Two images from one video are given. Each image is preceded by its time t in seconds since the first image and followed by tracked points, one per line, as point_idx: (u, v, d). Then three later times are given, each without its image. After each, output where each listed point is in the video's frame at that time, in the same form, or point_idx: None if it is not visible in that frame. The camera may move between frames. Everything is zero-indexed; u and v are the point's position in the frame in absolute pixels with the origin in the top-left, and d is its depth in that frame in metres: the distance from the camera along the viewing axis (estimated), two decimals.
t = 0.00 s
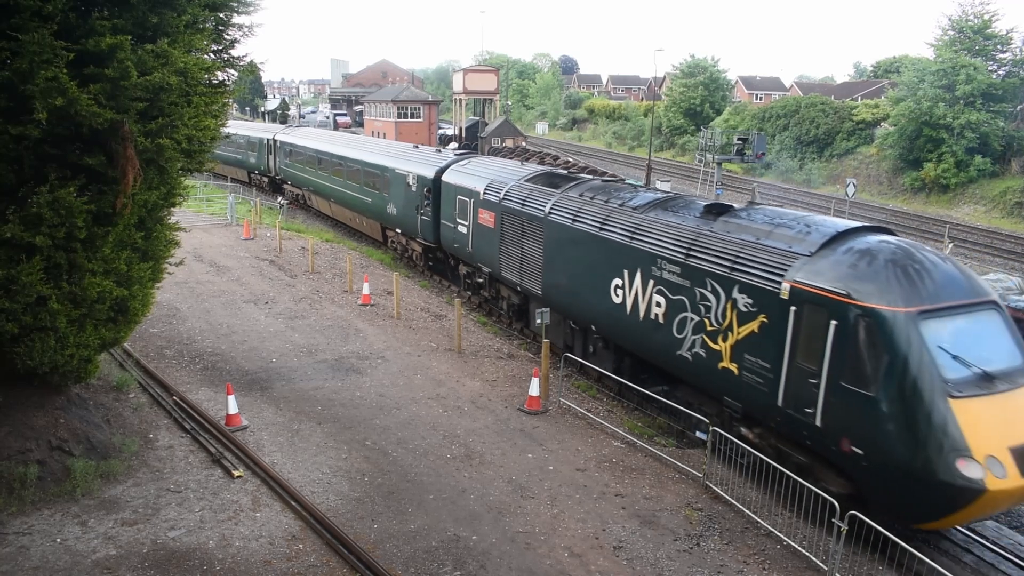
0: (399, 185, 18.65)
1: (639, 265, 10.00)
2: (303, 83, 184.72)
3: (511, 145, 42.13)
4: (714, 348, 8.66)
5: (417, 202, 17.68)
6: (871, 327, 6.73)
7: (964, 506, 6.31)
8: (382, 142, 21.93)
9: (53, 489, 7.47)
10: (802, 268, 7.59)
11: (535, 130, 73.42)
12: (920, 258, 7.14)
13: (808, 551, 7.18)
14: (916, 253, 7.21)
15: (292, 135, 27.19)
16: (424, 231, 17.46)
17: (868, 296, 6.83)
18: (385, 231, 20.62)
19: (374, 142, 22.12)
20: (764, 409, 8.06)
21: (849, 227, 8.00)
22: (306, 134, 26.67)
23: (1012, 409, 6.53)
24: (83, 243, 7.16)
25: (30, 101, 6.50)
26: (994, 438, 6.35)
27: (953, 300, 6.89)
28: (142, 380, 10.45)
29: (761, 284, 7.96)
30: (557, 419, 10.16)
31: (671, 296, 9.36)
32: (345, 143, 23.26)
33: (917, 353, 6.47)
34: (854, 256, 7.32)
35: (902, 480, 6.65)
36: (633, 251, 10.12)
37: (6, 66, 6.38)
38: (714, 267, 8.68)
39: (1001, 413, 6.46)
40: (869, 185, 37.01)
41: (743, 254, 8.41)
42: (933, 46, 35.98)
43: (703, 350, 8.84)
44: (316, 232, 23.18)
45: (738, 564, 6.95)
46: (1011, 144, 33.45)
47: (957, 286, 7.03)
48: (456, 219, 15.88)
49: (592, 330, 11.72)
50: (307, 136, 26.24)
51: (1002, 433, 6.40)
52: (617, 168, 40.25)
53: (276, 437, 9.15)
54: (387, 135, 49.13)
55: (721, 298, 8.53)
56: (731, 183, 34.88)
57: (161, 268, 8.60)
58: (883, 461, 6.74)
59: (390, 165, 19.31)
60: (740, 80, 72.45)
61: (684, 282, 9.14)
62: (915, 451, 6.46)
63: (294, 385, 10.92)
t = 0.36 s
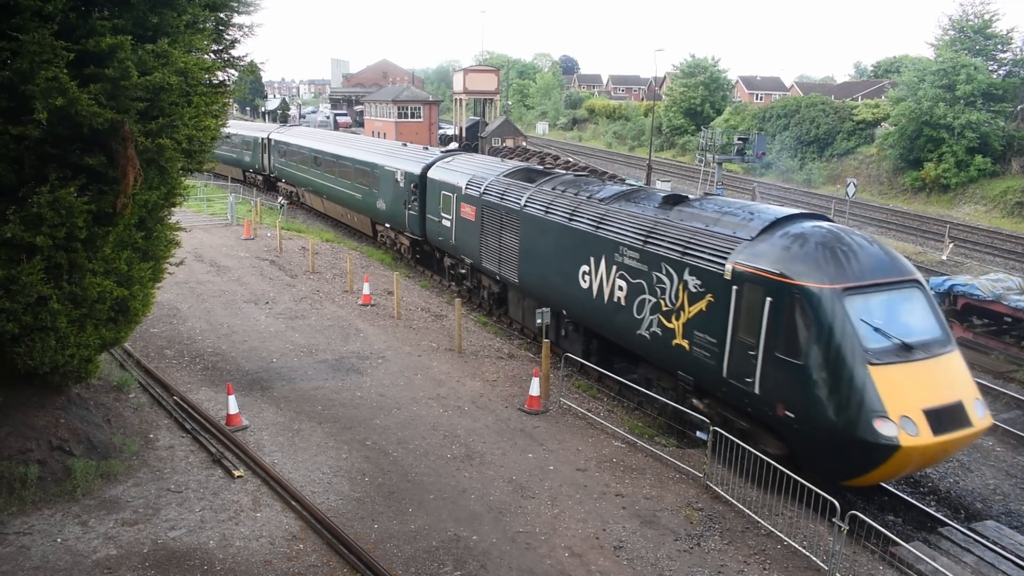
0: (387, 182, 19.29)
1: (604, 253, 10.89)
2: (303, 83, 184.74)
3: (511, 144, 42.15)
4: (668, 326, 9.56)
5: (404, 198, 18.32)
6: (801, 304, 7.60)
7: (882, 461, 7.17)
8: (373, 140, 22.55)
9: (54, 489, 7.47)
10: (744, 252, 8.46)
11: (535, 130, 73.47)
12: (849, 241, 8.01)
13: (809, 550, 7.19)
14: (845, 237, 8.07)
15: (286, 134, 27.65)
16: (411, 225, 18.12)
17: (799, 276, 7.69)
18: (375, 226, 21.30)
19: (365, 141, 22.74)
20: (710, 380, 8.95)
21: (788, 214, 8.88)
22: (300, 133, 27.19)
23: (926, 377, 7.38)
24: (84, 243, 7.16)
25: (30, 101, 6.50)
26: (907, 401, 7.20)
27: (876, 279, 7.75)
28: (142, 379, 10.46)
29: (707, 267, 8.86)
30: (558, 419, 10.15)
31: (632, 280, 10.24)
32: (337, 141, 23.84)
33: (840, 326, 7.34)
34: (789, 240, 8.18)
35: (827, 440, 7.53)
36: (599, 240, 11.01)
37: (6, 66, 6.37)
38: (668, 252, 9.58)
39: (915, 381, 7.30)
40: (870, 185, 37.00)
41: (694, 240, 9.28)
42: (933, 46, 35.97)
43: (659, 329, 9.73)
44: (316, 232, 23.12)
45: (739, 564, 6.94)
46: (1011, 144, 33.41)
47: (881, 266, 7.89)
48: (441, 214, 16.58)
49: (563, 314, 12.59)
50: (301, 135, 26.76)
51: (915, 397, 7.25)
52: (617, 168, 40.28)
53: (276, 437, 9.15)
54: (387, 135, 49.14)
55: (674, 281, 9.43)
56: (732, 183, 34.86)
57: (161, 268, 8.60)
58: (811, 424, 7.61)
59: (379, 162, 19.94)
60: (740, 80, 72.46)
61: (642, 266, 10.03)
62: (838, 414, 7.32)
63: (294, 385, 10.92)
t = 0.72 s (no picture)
0: (378, 178, 19.98)
1: (573, 241, 11.62)
2: (304, 83, 184.74)
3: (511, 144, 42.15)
4: (630, 308, 10.29)
5: (393, 193, 19.01)
6: (743, 284, 8.35)
7: (814, 425, 7.93)
8: (364, 138, 23.19)
9: (54, 489, 7.46)
10: (694, 238, 9.20)
11: (535, 129, 73.56)
12: (788, 227, 8.75)
13: (809, 550, 7.20)
14: (785, 223, 8.82)
15: (280, 132, 28.05)
16: (399, 219, 18.84)
17: (742, 258, 8.42)
18: (365, 221, 22.00)
19: (356, 139, 23.37)
20: (666, 355, 9.68)
21: (736, 203, 9.64)
22: (293, 131, 27.67)
23: (856, 348, 8.14)
24: (84, 243, 7.16)
25: (30, 101, 6.51)
26: (837, 369, 7.94)
27: (812, 260, 8.50)
28: (143, 379, 10.46)
29: (663, 252, 9.59)
30: (558, 419, 10.15)
31: (598, 266, 10.99)
32: (329, 139, 24.44)
33: (777, 303, 8.09)
34: (734, 226, 8.92)
35: (768, 407, 8.25)
36: (569, 229, 11.73)
37: (6, 66, 6.38)
38: (629, 239, 10.32)
39: (845, 352, 8.06)
40: (870, 185, 36.99)
41: (652, 228, 10.01)
42: (933, 46, 35.99)
43: (622, 311, 10.46)
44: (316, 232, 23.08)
45: (739, 564, 6.94)
46: (1012, 143, 33.38)
47: (817, 250, 8.64)
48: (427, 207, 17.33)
49: (537, 300, 13.37)
50: (294, 133, 27.25)
51: (845, 366, 7.99)
52: (617, 167, 40.29)
53: (277, 437, 9.15)
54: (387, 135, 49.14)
55: (634, 266, 10.17)
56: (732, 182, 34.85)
57: (161, 268, 8.59)
58: (754, 393, 8.34)
59: (370, 160, 20.59)
60: (740, 80, 72.45)
61: (607, 253, 10.78)
62: (775, 382, 8.08)
63: (295, 385, 10.92)
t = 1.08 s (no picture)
0: (368, 174, 20.30)
1: (545, 232, 12.27)
2: (304, 83, 184.80)
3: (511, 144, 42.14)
4: (597, 293, 10.97)
5: (383, 190, 19.37)
6: (694, 267, 9.08)
7: (757, 395, 8.69)
8: (356, 136, 23.47)
9: (55, 488, 7.47)
10: (652, 226, 9.91)
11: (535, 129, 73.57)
12: (738, 216, 9.49)
13: (809, 550, 7.21)
14: (735, 213, 9.55)
15: (275, 131, 28.22)
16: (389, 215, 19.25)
17: (694, 244, 9.14)
18: (357, 216, 22.37)
19: (348, 136, 23.65)
20: (628, 335, 10.43)
21: (692, 194, 10.36)
22: (287, 129, 27.87)
23: (797, 326, 8.93)
24: (85, 242, 7.16)
25: (31, 101, 6.51)
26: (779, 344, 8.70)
27: (758, 246, 9.24)
28: (143, 378, 10.47)
29: (625, 240, 10.28)
30: (558, 419, 10.15)
31: (568, 255, 11.65)
32: (322, 137, 24.68)
33: (724, 284, 8.83)
34: (688, 215, 9.64)
35: (716, 380, 9.01)
36: (542, 220, 12.36)
37: (7, 65, 6.38)
38: (595, 229, 11.00)
39: (787, 330, 8.86)
40: (871, 185, 36.97)
41: (616, 218, 10.70)
42: (934, 46, 35.98)
43: (590, 296, 11.14)
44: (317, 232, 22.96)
45: (739, 564, 6.94)
46: (1012, 144, 33.35)
47: (763, 236, 9.39)
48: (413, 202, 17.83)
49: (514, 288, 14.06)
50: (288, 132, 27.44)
51: (785, 342, 8.78)
52: (618, 168, 40.28)
53: (277, 437, 9.15)
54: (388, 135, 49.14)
55: (600, 253, 10.86)
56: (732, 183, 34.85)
57: (162, 268, 8.58)
58: (704, 367, 9.08)
59: (360, 157, 20.88)
60: (741, 80, 72.43)
61: (576, 242, 11.46)
62: (721, 356, 8.83)
63: (295, 385, 10.93)
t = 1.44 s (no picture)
0: (361, 171, 20.39)
1: (521, 223, 12.65)
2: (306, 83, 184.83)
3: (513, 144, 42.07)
4: (570, 280, 11.39)
5: (375, 187, 19.51)
6: (653, 253, 9.57)
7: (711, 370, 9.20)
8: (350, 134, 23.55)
9: (57, 487, 7.48)
10: (618, 215, 10.38)
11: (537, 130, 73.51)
12: (696, 205, 9.96)
13: (811, 551, 7.20)
14: (693, 203, 10.03)
15: (272, 130, 28.28)
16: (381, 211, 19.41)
17: (655, 231, 9.61)
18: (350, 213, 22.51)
19: (342, 134, 23.73)
20: (596, 318, 10.95)
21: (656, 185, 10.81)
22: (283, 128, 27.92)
23: (747, 307, 9.44)
24: (88, 242, 7.18)
25: (33, 101, 6.52)
26: (731, 323, 9.21)
27: (714, 233, 9.72)
28: (145, 378, 10.47)
29: (595, 229, 10.72)
30: (559, 419, 10.15)
31: (543, 244, 12.06)
32: (317, 136, 24.75)
33: (680, 268, 9.32)
34: (651, 204, 10.12)
35: (674, 358, 9.50)
36: (520, 212, 12.74)
37: (10, 65, 6.39)
38: (567, 219, 11.41)
39: (738, 310, 9.36)
40: (874, 185, 36.90)
41: (586, 209, 11.10)
42: (937, 46, 35.91)
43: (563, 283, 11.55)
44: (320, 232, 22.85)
45: (741, 565, 6.93)
46: (1015, 144, 33.25)
47: (719, 223, 9.87)
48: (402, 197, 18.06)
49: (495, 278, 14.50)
50: (285, 131, 27.49)
51: (737, 321, 9.29)
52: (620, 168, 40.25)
53: (279, 437, 9.15)
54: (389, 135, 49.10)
55: (572, 242, 11.27)
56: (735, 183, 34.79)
57: (165, 267, 8.60)
58: (664, 346, 9.57)
59: (354, 154, 20.97)
60: (743, 80, 72.31)
61: (549, 232, 11.87)
62: (678, 335, 9.33)
63: (297, 384, 10.93)
